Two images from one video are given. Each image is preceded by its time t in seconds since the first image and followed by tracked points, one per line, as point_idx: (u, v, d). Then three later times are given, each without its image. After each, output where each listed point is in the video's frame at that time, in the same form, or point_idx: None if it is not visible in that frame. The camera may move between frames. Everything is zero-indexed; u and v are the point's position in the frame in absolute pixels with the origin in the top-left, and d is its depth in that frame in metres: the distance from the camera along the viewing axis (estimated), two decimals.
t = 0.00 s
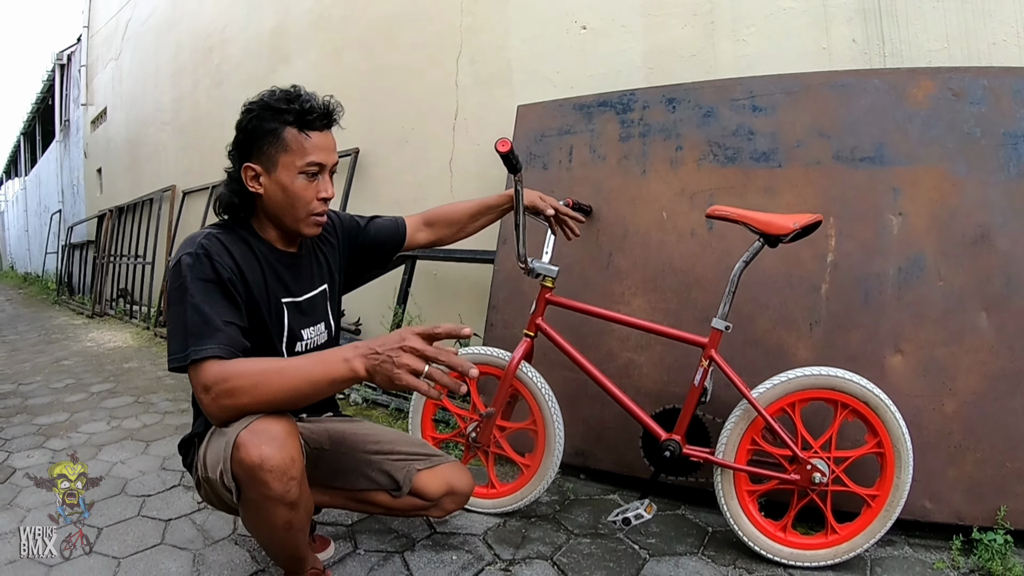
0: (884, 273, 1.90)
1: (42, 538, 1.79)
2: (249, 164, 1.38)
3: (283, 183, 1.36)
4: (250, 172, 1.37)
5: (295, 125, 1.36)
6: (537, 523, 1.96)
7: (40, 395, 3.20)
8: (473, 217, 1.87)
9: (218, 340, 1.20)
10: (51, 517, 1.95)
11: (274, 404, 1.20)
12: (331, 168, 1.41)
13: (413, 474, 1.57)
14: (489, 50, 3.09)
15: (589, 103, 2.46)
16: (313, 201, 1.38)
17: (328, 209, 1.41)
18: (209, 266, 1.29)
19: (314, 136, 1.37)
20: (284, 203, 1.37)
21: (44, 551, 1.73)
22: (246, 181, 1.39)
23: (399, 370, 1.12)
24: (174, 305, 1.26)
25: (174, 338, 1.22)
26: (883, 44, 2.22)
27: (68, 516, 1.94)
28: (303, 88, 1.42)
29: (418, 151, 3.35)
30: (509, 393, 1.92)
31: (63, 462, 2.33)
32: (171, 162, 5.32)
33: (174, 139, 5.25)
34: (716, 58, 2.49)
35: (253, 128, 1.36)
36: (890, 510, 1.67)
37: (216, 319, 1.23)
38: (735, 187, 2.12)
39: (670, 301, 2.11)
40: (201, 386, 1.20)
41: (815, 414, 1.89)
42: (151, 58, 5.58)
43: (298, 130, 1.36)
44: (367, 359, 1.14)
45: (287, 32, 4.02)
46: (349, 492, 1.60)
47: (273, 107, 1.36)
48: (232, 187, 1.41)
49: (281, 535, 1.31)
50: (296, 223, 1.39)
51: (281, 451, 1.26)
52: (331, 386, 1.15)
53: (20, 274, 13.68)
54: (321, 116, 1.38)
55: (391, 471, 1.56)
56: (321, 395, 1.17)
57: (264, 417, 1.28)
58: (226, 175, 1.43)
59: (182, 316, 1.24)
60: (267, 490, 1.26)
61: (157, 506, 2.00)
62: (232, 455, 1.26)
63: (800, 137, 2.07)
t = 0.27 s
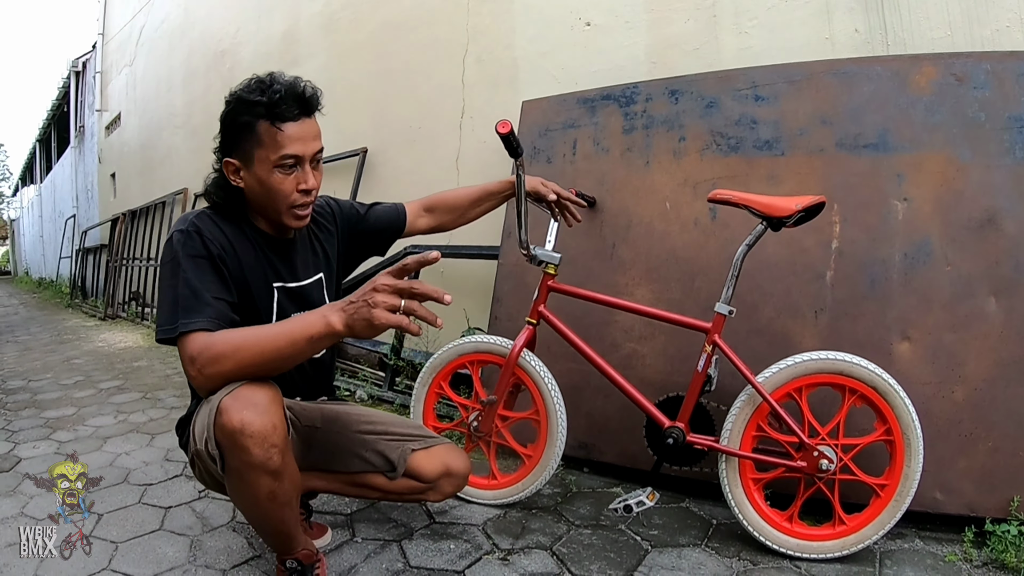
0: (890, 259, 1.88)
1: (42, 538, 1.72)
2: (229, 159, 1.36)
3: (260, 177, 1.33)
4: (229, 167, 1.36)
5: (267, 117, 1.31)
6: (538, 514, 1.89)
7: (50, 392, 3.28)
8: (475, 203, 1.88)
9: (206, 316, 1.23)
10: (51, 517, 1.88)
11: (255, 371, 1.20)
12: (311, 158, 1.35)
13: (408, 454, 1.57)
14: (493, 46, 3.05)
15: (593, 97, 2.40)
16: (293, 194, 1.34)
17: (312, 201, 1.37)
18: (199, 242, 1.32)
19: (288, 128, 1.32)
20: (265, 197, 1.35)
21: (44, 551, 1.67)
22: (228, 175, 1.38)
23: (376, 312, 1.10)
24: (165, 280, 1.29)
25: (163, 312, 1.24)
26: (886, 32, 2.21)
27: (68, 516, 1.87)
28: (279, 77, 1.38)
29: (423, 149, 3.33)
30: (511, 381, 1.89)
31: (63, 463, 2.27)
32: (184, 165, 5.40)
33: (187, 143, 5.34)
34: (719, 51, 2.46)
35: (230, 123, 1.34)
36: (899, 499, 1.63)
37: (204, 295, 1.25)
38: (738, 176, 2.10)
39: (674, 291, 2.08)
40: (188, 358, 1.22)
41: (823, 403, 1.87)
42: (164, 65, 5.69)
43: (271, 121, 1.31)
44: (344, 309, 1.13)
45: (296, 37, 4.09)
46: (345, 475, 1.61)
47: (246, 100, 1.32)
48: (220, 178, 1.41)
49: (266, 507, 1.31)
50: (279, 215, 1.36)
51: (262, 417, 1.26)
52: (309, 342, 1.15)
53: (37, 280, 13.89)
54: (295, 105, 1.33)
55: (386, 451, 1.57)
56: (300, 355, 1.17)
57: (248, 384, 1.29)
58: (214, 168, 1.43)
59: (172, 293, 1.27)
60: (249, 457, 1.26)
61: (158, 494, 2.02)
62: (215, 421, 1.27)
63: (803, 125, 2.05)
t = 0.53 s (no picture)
0: (901, 250, 1.84)
1: (42, 538, 1.68)
2: (214, 149, 1.36)
3: (244, 167, 1.32)
4: (216, 157, 1.36)
5: (247, 105, 1.30)
6: (541, 510, 1.85)
7: (58, 386, 3.32)
8: (475, 193, 1.86)
9: (193, 305, 1.22)
10: (52, 517, 1.84)
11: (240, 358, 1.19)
12: (296, 145, 1.34)
13: (407, 447, 1.55)
14: (498, 41, 3.02)
15: (599, 89, 2.37)
16: (279, 181, 1.33)
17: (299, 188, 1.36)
18: (189, 232, 1.32)
19: (268, 115, 1.30)
20: (251, 186, 1.34)
21: (44, 551, 1.62)
22: (214, 165, 1.38)
23: (365, 305, 1.10)
24: (155, 270, 1.30)
25: (152, 301, 1.25)
26: (896, 21, 2.17)
27: (68, 517, 1.83)
28: (258, 63, 1.36)
29: (430, 144, 3.32)
30: (513, 374, 1.87)
31: (62, 463, 2.23)
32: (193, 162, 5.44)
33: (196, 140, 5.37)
34: (727, 42, 2.42)
35: (213, 114, 1.34)
36: (912, 494, 1.59)
37: (192, 284, 1.25)
38: (745, 167, 2.07)
39: (681, 284, 2.05)
40: (176, 346, 1.21)
41: (832, 397, 1.83)
42: (174, 64, 5.73)
43: (252, 109, 1.30)
44: (331, 298, 1.13)
45: (304, 34, 4.10)
46: (345, 468, 1.60)
47: (226, 90, 1.31)
48: (209, 170, 1.41)
49: (256, 497, 1.29)
50: (268, 204, 1.36)
51: (248, 404, 1.25)
52: (294, 329, 1.14)
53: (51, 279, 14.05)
54: (275, 91, 1.31)
55: (385, 444, 1.55)
56: (284, 342, 1.16)
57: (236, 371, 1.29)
58: (203, 160, 1.43)
59: (161, 282, 1.27)
60: (236, 445, 1.25)
61: (161, 487, 2.02)
62: (203, 410, 1.26)
63: (811, 115, 2.01)
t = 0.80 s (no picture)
0: (915, 248, 1.80)
1: (42, 538, 1.65)
2: (211, 142, 1.36)
3: (241, 159, 1.32)
4: (212, 150, 1.36)
5: (242, 95, 1.29)
6: (547, 511, 1.82)
7: (66, 383, 3.37)
8: (480, 189, 1.84)
9: (186, 300, 1.21)
10: (52, 518, 1.82)
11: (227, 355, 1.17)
12: (292, 135, 1.33)
13: (411, 447, 1.52)
14: (508, 39, 3.00)
15: (609, 85, 2.34)
16: (276, 173, 1.32)
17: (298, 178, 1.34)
18: (185, 225, 1.31)
19: (263, 105, 1.29)
20: (248, 178, 1.34)
21: (44, 552, 1.59)
22: (211, 158, 1.37)
23: (344, 298, 1.06)
24: (151, 264, 1.28)
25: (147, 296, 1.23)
26: (909, 17, 2.12)
27: (68, 517, 1.79)
28: (253, 53, 1.35)
29: (439, 143, 3.31)
30: (519, 371, 1.85)
31: (63, 463, 2.23)
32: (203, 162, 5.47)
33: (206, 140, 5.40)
34: (737, 39, 2.39)
35: (209, 105, 1.33)
36: (926, 495, 1.55)
37: (186, 279, 1.23)
38: (756, 163, 2.03)
39: (691, 282, 2.02)
40: (168, 343, 1.19)
41: (845, 397, 1.78)
42: (185, 64, 5.77)
43: (246, 99, 1.29)
44: (311, 292, 1.09)
45: (314, 34, 4.11)
46: (348, 466, 1.58)
47: (221, 80, 1.30)
48: (207, 164, 1.41)
49: (251, 495, 1.27)
50: (266, 196, 1.35)
51: (239, 400, 1.24)
52: (277, 325, 1.11)
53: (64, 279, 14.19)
54: (270, 81, 1.31)
55: (388, 443, 1.53)
56: (269, 338, 1.13)
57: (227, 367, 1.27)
58: (201, 153, 1.42)
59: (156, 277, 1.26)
60: (228, 442, 1.23)
61: (164, 483, 2.01)
62: (195, 407, 1.25)
63: (824, 111, 1.98)
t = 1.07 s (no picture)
0: (926, 244, 1.76)
1: (42, 538, 1.61)
2: (207, 132, 1.36)
3: (235, 148, 1.31)
4: (208, 140, 1.36)
5: (237, 84, 1.29)
6: (549, 511, 1.79)
7: (70, 380, 3.43)
8: (481, 185, 1.82)
9: (179, 293, 1.19)
10: (51, 517, 1.77)
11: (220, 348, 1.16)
12: (287, 125, 1.32)
13: (410, 443, 1.51)
14: (513, 36, 2.98)
15: (615, 81, 2.31)
16: (270, 163, 1.31)
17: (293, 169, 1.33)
18: (179, 218, 1.29)
19: (258, 94, 1.29)
20: (243, 168, 1.33)
21: (43, 551, 1.56)
22: (207, 149, 1.37)
23: (331, 279, 1.03)
24: (145, 257, 1.27)
25: (141, 289, 1.21)
26: (919, 11, 2.08)
27: (68, 517, 1.76)
28: (249, 42, 1.35)
29: (445, 140, 3.29)
30: (520, 368, 1.82)
31: (63, 463, 2.22)
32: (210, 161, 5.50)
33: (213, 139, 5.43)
34: (744, 33, 2.35)
35: (206, 95, 1.33)
36: (937, 496, 1.51)
37: (180, 272, 1.22)
38: (764, 159, 2.00)
39: (697, 279, 1.99)
40: (160, 337, 1.17)
41: (853, 396, 1.75)
42: (193, 64, 5.81)
43: (241, 88, 1.29)
44: (302, 281, 1.06)
45: (320, 33, 4.11)
46: (346, 463, 1.56)
47: (215, 69, 1.30)
48: (204, 155, 1.41)
49: (244, 491, 1.26)
50: (260, 186, 1.34)
51: (232, 394, 1.22)
52: (268, 316, 1.09)
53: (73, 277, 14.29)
54: (264, 69, 1.30)
55: (386, 439, 1.51)
56: (260, 331, 1.11)
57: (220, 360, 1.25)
58: (198, 144, 1.42)
59: (150, 270, 1.24)
60: (221, 437, 1.21)
61: (164, 480, 2.01)
62: (187, 401, 1.23)
63: (832, 105, 1.94)
